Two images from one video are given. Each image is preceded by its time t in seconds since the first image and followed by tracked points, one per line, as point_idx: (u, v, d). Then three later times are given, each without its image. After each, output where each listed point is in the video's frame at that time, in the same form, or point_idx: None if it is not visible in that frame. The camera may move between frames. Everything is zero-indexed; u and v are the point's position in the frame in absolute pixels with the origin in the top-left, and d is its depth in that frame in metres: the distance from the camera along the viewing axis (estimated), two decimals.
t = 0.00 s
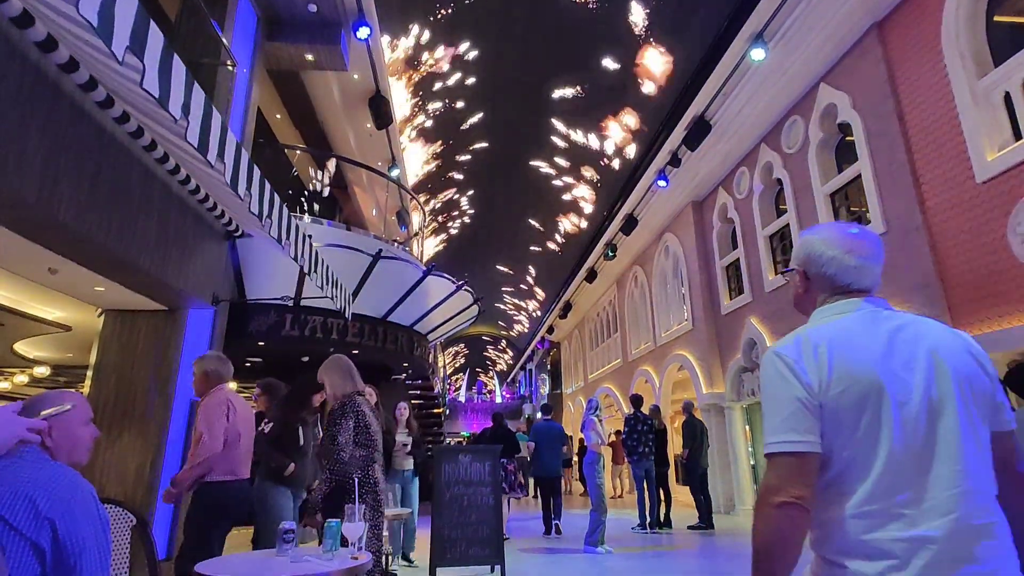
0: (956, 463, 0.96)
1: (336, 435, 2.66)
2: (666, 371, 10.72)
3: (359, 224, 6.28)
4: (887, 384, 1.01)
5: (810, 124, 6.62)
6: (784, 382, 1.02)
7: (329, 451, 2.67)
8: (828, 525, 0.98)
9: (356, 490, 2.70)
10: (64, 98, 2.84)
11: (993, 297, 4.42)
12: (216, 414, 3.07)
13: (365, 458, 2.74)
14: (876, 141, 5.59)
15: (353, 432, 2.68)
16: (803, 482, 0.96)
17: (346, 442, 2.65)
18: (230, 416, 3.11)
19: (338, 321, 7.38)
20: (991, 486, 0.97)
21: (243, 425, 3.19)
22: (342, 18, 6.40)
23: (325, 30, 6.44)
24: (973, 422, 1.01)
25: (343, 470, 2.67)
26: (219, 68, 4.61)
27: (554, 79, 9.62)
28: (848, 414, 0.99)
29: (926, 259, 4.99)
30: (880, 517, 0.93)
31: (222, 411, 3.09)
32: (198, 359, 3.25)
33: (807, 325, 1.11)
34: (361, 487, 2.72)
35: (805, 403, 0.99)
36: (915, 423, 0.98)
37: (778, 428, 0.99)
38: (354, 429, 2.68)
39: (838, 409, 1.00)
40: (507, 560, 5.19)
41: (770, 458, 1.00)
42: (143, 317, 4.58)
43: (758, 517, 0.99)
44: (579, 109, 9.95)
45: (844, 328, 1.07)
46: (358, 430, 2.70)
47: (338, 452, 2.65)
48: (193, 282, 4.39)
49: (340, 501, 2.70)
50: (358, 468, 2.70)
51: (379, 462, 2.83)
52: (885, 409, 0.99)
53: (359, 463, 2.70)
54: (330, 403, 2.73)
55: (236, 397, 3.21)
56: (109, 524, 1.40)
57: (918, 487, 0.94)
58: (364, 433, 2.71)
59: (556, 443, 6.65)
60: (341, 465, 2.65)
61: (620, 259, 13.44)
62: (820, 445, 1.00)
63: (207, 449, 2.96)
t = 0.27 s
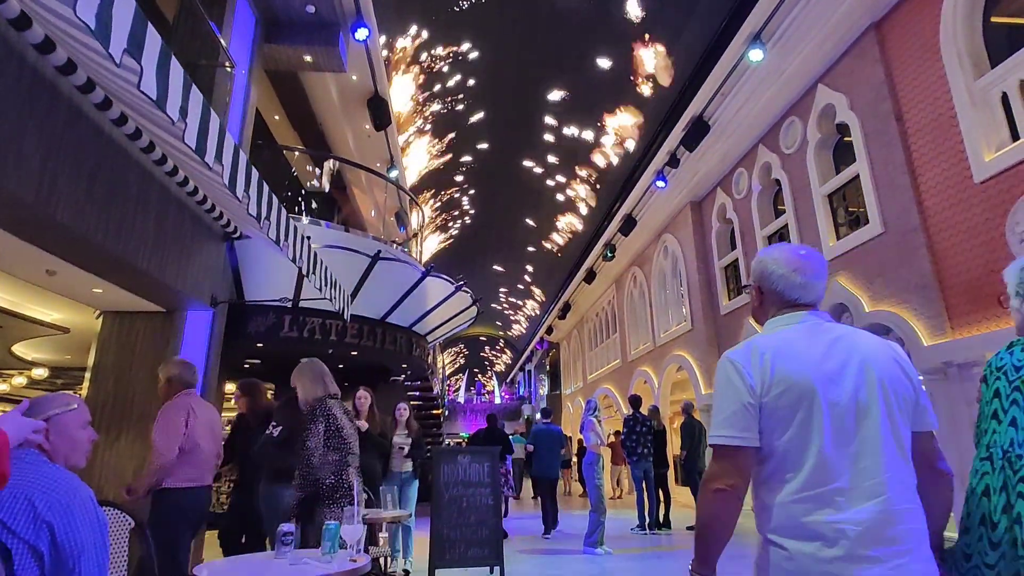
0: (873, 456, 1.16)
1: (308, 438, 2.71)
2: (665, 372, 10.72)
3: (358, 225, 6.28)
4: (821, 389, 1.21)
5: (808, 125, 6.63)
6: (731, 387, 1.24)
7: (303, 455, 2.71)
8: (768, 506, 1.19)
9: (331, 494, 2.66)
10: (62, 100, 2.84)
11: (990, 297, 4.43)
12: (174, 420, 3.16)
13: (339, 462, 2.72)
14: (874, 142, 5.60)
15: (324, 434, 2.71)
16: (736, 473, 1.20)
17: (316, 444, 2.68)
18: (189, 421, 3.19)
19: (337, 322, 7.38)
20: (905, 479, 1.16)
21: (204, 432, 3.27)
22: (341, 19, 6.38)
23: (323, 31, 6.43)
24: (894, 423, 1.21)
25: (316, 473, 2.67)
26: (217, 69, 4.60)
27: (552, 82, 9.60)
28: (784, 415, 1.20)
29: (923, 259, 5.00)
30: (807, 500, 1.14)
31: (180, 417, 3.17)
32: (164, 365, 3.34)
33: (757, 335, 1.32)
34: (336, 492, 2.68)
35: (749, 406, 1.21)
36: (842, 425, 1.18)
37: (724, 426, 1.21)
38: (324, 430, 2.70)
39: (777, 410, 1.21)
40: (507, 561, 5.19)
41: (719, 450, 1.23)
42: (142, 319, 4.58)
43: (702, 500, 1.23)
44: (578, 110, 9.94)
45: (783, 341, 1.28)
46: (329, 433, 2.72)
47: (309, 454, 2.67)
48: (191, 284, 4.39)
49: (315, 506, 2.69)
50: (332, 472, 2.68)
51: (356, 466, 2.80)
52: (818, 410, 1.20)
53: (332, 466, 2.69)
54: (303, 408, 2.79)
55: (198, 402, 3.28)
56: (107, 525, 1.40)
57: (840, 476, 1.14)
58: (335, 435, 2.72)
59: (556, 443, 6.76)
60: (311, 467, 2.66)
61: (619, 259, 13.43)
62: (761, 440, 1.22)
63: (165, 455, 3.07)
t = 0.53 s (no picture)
0: (834, 465, 1.32)
1: (275, 445, 2.59)
2: (663, 375, 10.72)
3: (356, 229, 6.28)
4: (792, 405, 1.37)
5: (805, 129, 6.65)
6: (713, 401, 1.41)
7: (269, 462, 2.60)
8: (744, 508, 1.36)
9: (296, 504, 2.55)
10: (60, 105, 2.84)
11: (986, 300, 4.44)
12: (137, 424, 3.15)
13: (307, 471, 2.61)
14: (871, 146, 5.62)
15: (293, 442, 2.59)
16: (717, 478, 1.36)
17: (284, 452, 2.57)
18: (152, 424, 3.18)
19: (335, 327, 7.38)
20: (863, 486, 1.33)
21: (171, 432, 3.26)
22: (339, 24, 6.39)
23: (321, 36, 6.45)
24: (855, 438, 1.38)
25: (283, 481, 2.56)
26: (215, 74, 4.61)
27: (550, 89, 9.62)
28: (758, 428, 1.37)
29: (920, 263, 5.01)
30: (777, 503, 1.30)
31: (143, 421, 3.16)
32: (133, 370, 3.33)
33: (736, 355, 1.50)
34: (302, 503, 2.57)
35: (727, 418, 1.37)
36: (807, 437, 1.34)
37: (706, 435, 1.38)
38: (294, 438, 2.59)
39: (752, 424, 1.38)
40: (507, 565, 5.18)
41: (701, 456, 1.40)
42: (140, 323, 4.57)
43: (689, 500, 1.40)
44: (576, 114, 9.95)
45: (760, 362, 1.45)
46: (298, 441, 2.60)
47: (276, 462, 2.56)
48: (189, 289, 4.39)
49: (279, 517, 2.55)
50: (299, 482, 2.58)
51: (324, 476, 2.69)
52: (788, 423, 1.36)
53: (300, 475, 2.58)
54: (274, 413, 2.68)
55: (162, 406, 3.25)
56: (105, 533, 1.39)
57: (806, 482, 1.31)
58: (305, 444, 2.61)
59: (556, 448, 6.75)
60: (278, 475, 2.55)
61: (618, 262, 13.45)
62: (739, 449, 1.39)
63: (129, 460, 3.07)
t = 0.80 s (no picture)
0: (814, 473, 1.55)
1: (251, 450, 2.47)
2: (662, 380, 10.71)
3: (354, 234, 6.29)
4: (777, 419, 1.60)
5: (801, 134, 6.68)
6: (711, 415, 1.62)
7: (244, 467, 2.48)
8: (740, 510, 1.56)
9: (272, 510, 2.46)
10: (58, 112, 2.84)
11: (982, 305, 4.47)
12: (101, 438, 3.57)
13: (285, 476, 2.51)
14: (867, 152, 5.65)
15: (269, 448, 2.48)
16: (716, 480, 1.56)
17: (260, 458, 2.46)
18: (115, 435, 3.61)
19: (333, 333, 7.37)
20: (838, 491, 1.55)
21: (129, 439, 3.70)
22: (337, 31, 6.42)
23: (320, 43, 6.47)
24: (830, 449, 1.61)
25: (259, 487, 2.45)
26: (213, 81, 4.62)
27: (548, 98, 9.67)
28: (750, 441, 1.59)
29: (917, 268, 5.03)
30: (765, 506, 1.52)
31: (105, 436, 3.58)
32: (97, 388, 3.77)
33: (730, 373, 1.72)
34: (279, 510, 2.48)
35: (724, 431, 1.59)
36: (792, 449, 1.57)
37: (705, 445, 1.59)
38: (271, 443, 2.48)
39: (745, 435, 1.60)
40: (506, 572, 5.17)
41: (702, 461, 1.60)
42: (137, 330, 4.57)
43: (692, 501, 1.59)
44: (574, 120, 9.98)
45: (752, 382, 1.67)
46: (276, 446, 2.50)
47: (251, 469, 2.45)
48: (188, 295, 4.38)
49: (252, 522, 2.46)
50: (277, 487, 2.48)
51: (300, 480, 2.61)
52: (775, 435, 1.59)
53: (277, 481, 2.48)
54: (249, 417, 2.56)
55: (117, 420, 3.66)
56: (101, 542, 1.40)
57: (790, 488, 1.53)
58: (283, 449, 2.51)
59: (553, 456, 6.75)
60: (255, 482, 2.44)
61: (615, 268, 13.46)
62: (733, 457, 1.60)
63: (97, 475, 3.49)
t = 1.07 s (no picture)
0: (789, 476, 1.69)
1: (213, 455, 2.46)
2: (659, 387, 10.71)
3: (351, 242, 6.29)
4: (757, 427, 1.75)
5: (796, 142, 6.72)
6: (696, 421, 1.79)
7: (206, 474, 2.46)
8: (723, 510, 1.72)
9: (235, 517, 2.41)
10: (55, 120, 2.85)
11: (977, 312, 4.49)
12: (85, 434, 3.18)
13: (249, 483, 2.49)
14: (861, 159, 5.69)
15: (234, 453, 2.47)
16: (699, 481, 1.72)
17: (223, 463, 2.44)
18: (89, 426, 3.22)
19: (330, 339, 7.35)
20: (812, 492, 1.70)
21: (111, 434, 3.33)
22: (335, 38, 6.44)
23: (317, 50, 6.49)
24: (807, 456, 1.75)
25: (221, 493, 2.42)
26: (211, 89, 4.63)
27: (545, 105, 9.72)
28: (732, 445, 1.74)
29: (911, 275, 5.06)
30: (745, 505, 1.68)
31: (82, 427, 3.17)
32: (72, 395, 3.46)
33: (717, 385, 1.89)
34: (241, 517, 2.43)
35: (708, 437, 1.75)
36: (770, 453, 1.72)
37: (690, 449, 1.75)
38: (236, 449, 2.47)
39: (728, 442, 1.75)
40: None
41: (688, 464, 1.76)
42: (133, 337, 4.55)
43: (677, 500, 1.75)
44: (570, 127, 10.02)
45: (733, 392, 1.83)
46: (240, 452, 2.49)
47: (213, 474, 2.43)
48: (184, 303, 4.37)
49: (211, 528, 2.41)
50: (239, 495, 2.44)
51: (266, 489, 2.56)
52: (754, 442, 1.73)
53: (240, 488, 2.45)
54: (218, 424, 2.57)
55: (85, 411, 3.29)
56: (93, 552, 1.42)
57: (768, 489, 1.68)
58: (247, 456, 2.49)
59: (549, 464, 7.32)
60: (217, 489, 2.42)
61: (613, 274, 13.48)
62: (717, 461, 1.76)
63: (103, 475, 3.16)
